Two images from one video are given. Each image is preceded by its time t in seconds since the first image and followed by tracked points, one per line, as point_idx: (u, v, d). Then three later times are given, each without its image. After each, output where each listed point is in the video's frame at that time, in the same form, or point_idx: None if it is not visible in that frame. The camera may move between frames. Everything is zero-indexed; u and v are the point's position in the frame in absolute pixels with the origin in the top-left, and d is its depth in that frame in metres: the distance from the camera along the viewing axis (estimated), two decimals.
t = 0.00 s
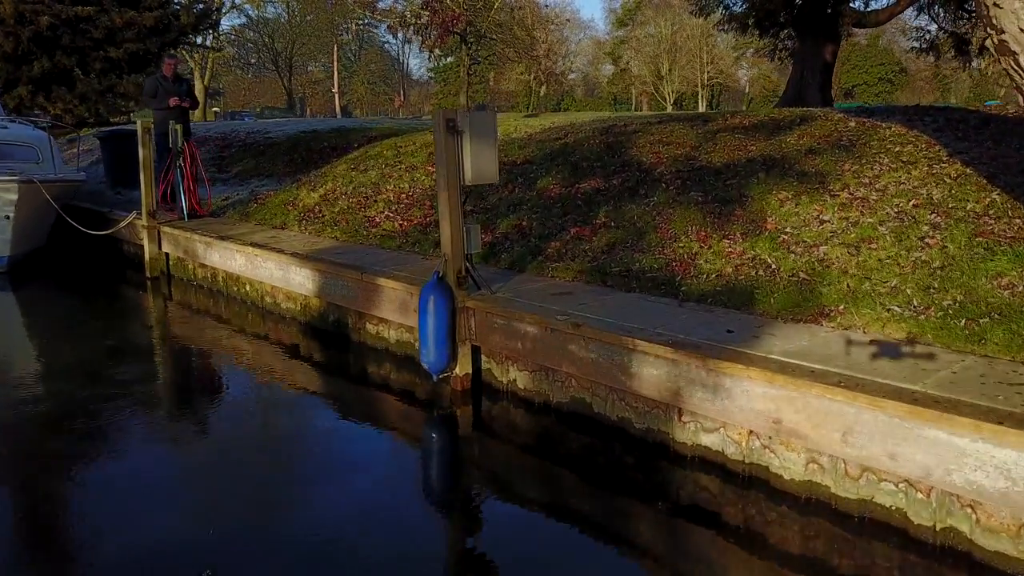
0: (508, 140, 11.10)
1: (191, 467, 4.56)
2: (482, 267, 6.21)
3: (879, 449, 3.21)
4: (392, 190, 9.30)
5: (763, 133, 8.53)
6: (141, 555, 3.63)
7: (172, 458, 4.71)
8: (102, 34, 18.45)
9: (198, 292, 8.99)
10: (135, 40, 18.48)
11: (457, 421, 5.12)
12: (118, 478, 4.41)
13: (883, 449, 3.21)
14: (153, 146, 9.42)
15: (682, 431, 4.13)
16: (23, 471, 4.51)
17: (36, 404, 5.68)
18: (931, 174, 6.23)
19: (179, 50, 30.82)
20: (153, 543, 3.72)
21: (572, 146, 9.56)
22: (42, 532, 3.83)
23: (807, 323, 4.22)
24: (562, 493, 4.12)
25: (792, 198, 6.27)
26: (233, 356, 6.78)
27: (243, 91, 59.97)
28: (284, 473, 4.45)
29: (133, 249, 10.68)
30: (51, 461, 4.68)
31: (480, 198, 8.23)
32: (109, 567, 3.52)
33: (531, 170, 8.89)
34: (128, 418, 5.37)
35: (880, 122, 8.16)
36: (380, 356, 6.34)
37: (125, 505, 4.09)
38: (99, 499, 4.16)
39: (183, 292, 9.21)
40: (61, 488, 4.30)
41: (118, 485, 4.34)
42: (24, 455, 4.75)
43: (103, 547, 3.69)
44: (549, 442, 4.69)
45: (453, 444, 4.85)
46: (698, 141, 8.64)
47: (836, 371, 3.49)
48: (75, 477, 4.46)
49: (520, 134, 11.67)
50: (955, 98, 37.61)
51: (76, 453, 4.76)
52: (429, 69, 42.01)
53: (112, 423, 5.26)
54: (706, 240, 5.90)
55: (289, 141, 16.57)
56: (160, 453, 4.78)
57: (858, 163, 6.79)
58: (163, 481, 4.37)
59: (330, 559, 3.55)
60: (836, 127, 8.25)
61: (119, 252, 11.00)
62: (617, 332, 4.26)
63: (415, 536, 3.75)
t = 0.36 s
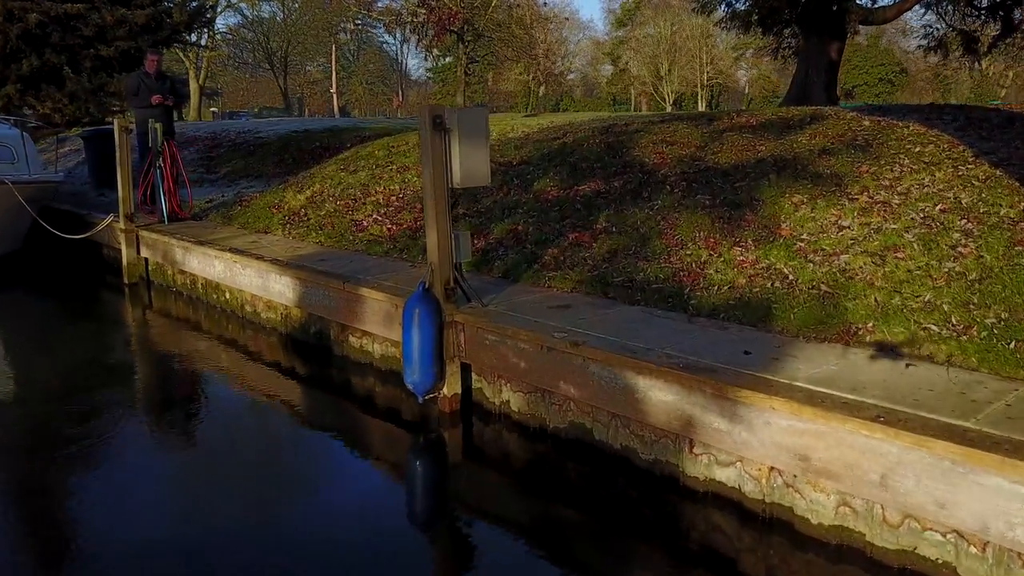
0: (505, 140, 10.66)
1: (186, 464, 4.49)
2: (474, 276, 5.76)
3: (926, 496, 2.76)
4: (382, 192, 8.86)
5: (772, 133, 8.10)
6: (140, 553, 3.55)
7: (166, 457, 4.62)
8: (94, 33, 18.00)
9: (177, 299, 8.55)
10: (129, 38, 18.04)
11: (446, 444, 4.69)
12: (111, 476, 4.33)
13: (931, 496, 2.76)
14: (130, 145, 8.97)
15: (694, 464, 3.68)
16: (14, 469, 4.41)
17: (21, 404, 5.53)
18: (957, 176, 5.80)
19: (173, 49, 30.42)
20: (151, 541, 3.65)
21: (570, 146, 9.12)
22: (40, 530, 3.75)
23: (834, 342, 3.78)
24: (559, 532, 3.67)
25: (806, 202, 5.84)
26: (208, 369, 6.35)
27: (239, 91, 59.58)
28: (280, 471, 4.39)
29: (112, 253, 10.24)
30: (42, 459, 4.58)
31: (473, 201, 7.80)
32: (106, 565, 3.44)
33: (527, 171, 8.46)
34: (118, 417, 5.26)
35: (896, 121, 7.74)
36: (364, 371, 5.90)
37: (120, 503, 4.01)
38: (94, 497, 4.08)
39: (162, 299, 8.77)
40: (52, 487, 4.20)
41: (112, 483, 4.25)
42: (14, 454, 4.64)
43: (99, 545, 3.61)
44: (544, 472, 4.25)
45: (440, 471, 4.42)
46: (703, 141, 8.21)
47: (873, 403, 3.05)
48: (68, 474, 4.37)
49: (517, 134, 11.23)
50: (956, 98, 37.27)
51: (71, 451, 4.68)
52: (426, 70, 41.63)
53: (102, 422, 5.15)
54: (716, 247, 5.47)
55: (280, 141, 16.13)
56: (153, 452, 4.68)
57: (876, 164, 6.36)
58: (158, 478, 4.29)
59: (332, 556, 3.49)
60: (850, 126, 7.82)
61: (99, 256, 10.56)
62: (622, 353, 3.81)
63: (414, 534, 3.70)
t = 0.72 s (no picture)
0: (501, 140, 10.18)
1: (182, 463, 4.47)
2: (463, 289, 5.28)
3: (997, 572, 2.28)
4: (371, 196, 8.38)
5: (783, 133, 7.64)
6: (139, 552, 3.53)
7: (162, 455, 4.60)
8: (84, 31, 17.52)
9: (152, 309, 8.07)
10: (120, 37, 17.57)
11: (430, 478, 4.22)
12: (106, 475, 4.30)
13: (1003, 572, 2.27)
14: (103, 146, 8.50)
15: (710, 513, 3.20)
16: (10, 468, 4.39)
17: (9, 406, 5.45)
18: (990, 180, 5.33)
19: (166, 48, 30.00)
20: (150, 540, 3.63)
21: (569, 147, 8.64)
22: (39, 529, 3.72)
23: (871, 372, 3.30)
24: None
25: (825, 208, 5.37)
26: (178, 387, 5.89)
27: (236, 91, 59.17)
28: (276, 472, 4.37)
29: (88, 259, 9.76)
30: (38, 458, 4.55)
31: (465, 205, 7.33)
32: (106, 565, 3.42)
33: (523, 173, 7.99)
34: (111, 416, 5.22)
35: (916, 121, 7.27)
36: (344, 392, 5.42)
37: (117, 502, 3.99)
38: (91, 496, 4.05)
39: (136, 309, 8.29)
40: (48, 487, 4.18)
41: (109, 482, 4.22)
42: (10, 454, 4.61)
43: (98, 544, 3.59)
44: (539, 515, 3.77)
45: (423, 509, 3.96)
46: (710, 142, 7.73)
47: (926, 453, 2.57)
48: (65, 473, 4.35)
49: (513, 134, 10.74)
50: (958, 99, 36.87)
51: (64, 450, 4.64)
52: (424, 70, 41.22)
53: (95, 420, 5.12)
54: (728, 257, 5.00)
55: (270, 141, 15.64)
56: (149, 451, 4.65)
57: (899, 167, 5.89)
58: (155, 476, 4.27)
59: (331, 555, 3.47)
60: (866, 126, 7.35)
61: (75, 262, 10.09)
62: (626, 383, 3.33)
63: (407, 544, 3.64)
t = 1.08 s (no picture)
0: (497, 155, 9.70)
1: (172, 474, 4.70)
2: (450, 333, 4.78)
3: None
4: (358, 217, 7.91)
5: (796, 152, 7.17)
6: (136, 553, 3.77)
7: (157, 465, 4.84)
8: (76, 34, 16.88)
9: (125, 339, 7.60)
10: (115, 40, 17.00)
11: (411, 558, 3.76)
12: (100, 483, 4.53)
13: None
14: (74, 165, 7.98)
15: None
16: (6, 476, 4.58)
17: None
18: None
19: (159, 51, 29.47)
20: (149, 542, 3.87)
21: (569, 165, 8.16)
22: (37, 535, 3.93)
23: (918, 461, 2.85)
24: None
25: (848, 243, 4.91)
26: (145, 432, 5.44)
27: (232, 93, 58.60)
28: (262, 487, 4.63)
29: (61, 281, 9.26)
30: (26, 479, 4.57)
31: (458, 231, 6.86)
32: (104, 566, 3.65)
33: (519, 194, 7.52)
34: (102, 429, 5.39)
35: (938, 140, 6.85)
36: (322, 446, 4.96)
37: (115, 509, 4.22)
38: (90, 501, 4.30)
39: (109, 338, 7.81)
40: (46, 493, 4.39)
41: (104, 488, 4.45)
42: (8, 461, 4.80)
43: (95, 548, 3.81)
44: None
45: None
46: (718, 161, 7.26)
47: None
48: (61, 480, 4.56)
49: (510, 148, 10.25)
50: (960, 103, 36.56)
51: (58, 459, 4.85)
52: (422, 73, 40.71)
53: (86, 433, 5.29)
54: (743, 300, 4.54)
55: (260, 151, 15.17)
56: (134, 479, 4.63)
57: (926, 195, 5.45)
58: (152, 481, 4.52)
59: (316, 562, 3.76)
60: (885, 146, 6.88)
61: (48, 282, 9.59)
62: (635, 473, 2.85)
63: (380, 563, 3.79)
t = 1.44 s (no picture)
0: (491, 177, 9.27)
1: (137, 532, 4.65)
2: (436, 400, 4.28)
3: None
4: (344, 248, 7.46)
5: (809, 181, 6.73)
6: None
7: (125, 532, 4.66)
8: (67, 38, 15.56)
9: (93, 379, 7.12)
10: (108, 46, 15.71)
11: None
12: (62, 534, 4.60)
13: None
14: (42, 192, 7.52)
15: None
16: None
17: None
18: None
19: (152, 56, 29.08)
20: None
21: (567, 193, 7.71)
22: None
23: None
24: None
25: (877, 297, 4.46)
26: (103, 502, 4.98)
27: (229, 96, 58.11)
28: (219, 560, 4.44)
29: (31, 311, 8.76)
30: None
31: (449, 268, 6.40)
32: None
33: (515, 225, 7.06)
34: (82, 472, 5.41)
35: (967, 173, 6.52)
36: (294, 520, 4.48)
37: (72, 563, 4.30)
38: (38, 557, 4.36)
39: (76, 377, 7.33)
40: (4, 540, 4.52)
41: (60, 542, 4.51)
42: None
43: None
44: None
45: None
46: (726, 190, 6.81)
47: None
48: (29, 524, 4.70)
49: (506, 169, 9.80)
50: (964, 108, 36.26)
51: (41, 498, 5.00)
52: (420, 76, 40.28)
53: (62, 477, 5.33)
54: (762, 366, 4.09)
55: (249, 164, 14.71)
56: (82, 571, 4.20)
57: (959, 239, 5.09)
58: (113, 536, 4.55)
59: None
60: (907, 176, 6.43)
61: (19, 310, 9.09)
62: None
63: None
